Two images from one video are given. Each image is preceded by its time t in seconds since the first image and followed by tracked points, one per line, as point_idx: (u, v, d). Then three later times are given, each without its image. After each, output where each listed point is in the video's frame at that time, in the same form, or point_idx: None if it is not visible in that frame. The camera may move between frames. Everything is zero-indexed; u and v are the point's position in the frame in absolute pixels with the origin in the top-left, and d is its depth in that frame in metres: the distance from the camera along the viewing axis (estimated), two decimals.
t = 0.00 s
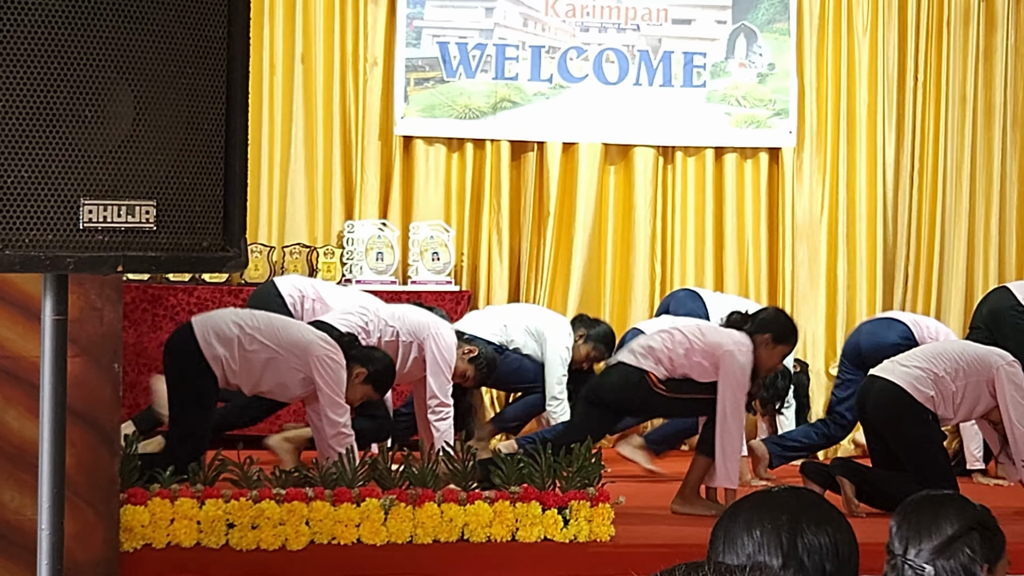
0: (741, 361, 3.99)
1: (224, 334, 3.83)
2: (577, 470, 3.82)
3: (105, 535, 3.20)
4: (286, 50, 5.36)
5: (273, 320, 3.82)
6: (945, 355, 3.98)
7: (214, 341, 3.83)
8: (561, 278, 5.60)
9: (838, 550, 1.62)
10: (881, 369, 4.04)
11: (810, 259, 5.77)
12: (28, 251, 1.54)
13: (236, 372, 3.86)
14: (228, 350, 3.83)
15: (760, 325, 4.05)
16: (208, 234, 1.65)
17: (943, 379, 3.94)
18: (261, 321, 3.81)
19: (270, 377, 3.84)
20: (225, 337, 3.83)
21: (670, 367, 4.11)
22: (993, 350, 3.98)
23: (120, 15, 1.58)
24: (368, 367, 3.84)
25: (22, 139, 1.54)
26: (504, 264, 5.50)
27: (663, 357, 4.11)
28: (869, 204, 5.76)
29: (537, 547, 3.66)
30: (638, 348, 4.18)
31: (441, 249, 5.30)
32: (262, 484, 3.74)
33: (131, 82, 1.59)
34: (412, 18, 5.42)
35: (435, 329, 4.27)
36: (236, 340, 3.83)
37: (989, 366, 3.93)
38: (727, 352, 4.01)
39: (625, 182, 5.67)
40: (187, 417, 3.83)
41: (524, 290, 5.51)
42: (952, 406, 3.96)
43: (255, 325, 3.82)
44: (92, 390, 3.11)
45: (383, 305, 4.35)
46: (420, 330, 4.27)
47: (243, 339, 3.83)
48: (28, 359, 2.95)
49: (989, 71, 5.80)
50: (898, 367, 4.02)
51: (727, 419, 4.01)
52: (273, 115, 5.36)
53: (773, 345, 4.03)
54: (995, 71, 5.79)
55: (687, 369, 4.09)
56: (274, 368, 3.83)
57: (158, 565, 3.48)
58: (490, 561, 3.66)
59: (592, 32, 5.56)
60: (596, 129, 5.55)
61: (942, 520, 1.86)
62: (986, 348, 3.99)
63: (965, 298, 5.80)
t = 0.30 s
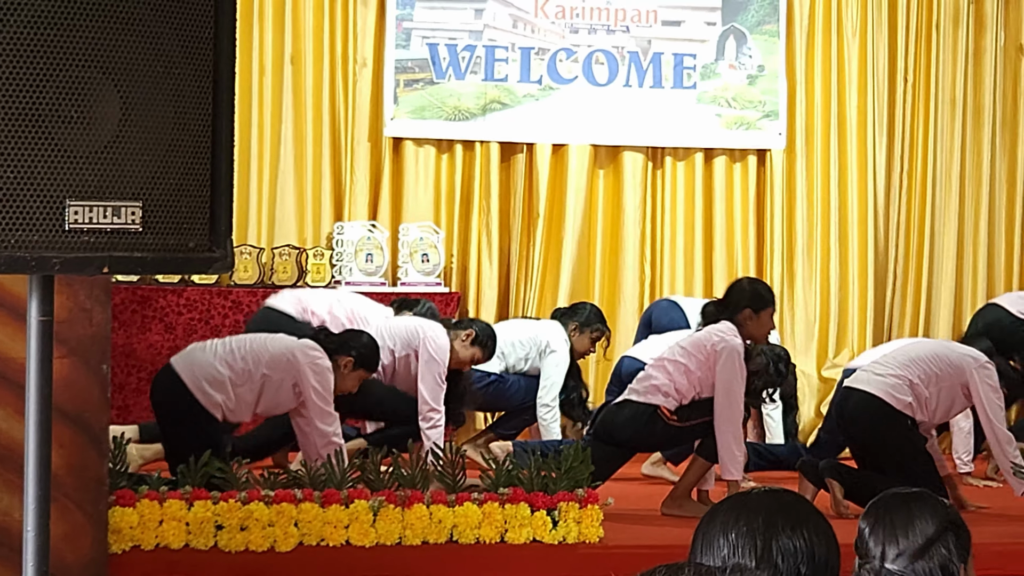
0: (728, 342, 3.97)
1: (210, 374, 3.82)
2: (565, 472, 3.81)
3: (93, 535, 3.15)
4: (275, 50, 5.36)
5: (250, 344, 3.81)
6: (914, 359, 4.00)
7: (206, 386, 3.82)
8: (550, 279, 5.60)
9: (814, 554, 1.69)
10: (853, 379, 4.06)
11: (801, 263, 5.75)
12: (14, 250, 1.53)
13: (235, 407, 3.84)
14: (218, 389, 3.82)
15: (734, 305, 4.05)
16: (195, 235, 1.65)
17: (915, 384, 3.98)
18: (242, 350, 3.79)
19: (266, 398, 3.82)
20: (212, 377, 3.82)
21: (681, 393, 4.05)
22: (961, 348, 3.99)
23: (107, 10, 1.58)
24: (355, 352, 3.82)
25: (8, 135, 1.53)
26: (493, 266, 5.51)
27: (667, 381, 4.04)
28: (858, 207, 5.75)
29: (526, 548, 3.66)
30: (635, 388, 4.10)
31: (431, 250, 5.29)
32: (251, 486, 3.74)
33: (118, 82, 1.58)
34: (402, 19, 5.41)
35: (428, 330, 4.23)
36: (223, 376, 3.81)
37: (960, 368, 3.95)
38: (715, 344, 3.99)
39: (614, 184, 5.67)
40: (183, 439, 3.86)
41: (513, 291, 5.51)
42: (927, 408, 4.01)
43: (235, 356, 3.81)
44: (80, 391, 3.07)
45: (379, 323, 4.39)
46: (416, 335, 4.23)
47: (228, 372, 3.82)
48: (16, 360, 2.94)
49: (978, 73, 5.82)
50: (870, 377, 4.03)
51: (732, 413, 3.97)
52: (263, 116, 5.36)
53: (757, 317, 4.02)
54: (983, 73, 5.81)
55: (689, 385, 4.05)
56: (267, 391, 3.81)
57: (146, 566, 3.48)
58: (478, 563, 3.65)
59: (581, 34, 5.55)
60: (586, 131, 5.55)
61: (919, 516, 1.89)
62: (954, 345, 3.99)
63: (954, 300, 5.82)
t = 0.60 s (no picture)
0: (689, 328, 3.87)
1: (183, 387, 3.80)
2: (550, 475, 3.82)
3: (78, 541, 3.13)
4: (259, 55, 5.36)
5: (218, 354, 3.78)
6: (890, 351, 3.98)
7: (181, 398, 3.81)
8: (535, 283, 5.59)
9: (797, 555, 1.67)
10: (835, 383, 4.07)
11: (785, 267, 5.76)
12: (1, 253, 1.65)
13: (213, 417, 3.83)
14: (193, 400, 3.81)
15: (687, 278, 3.92)
16: (177, 239, 1.79)
17: (896, 376, 3.97)
18: (212, 359, 3.77)
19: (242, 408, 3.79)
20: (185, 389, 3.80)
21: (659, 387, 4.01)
22: (940, 328, 3.93)
23: (95, 20, 1.69)
24: (325, 332, 3.75)
25: None
26: (478, 269, 5.50)
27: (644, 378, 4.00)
28: (842, 210, 5.75)
29: (509, 552, 3.65)
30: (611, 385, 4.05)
31: (415, 254, 5.35)
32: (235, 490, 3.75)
33: (104, 89, 1.69)
34: (385, 23, 5.41)
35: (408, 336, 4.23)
36: (195, 387, 3.80)
37: (937, 353, 3.92)
38: (677, 334, 3.90)
39: (598, 189, 5.66)
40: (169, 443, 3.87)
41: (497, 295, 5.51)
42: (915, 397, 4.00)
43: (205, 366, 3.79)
44: (64, 394, 3.04)
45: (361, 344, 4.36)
46: (397, 343, 4.22)
47: (201, 383, 3.80)
48: None
49: (961, 76, 5.83)
50: (848, 380, 4.04)
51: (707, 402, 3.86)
52: (246, 120, 5.37)
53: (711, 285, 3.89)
54: (965, 76, 5.82)
55: (665, 378, 4.00)
56: (240, 400, 3.78)
57: (130, 570, 3.48)
58: (461, 568, 3.65)
59: (565, 37, 5.55)
60: (570, 135, 5.54)
61: (906, 512, 2.15)
62: (929, 326, 3.95)
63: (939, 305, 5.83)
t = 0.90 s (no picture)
0: (619, 311, 3.78)
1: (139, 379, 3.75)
2: (528, 478, 3.80)
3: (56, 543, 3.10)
4: (238, 58, 5.36)
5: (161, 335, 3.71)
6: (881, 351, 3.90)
7: (148, 390, 3.75)
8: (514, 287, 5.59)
9: (773, 556, 1.61)
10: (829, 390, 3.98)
11: (763, 270, 5.75)
12: None
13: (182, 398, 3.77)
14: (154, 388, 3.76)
15: (621, 255, 3.86)
16: (155, 243, 1.98)
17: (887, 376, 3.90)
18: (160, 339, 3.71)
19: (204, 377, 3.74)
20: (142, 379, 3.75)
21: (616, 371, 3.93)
22: (921, 325, 3.87)
23: (76, 27, 1.89)
24: (250, 267, 3.75)
25: None
26: (457, 272, 5.50)
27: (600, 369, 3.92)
28: (821, 213, 5.74)
29: (488, 555, 3.66)
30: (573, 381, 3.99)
31: (394, 257, 5.41)
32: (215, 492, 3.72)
33: (85, 102, 1.89)
34: (365, 26, 5.41)
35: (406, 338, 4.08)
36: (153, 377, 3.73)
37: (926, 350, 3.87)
38: (609, 317, 3.81)
39: (578, 192, 5.65)
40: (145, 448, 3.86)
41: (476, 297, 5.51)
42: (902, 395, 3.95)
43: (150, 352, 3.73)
44: (43, 399, 2.98)
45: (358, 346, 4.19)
46: (396, 344, 4.06)
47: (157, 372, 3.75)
48: None
49: (940, 80, 5.83)
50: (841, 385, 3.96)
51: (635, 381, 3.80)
52: (226, 124, 5.37)
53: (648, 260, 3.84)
54: (944, 79, 5.82)
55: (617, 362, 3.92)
56: (203, 371, 3.72)
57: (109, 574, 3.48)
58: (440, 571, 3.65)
59: (544, 41, 5.54)
60: (549, 138, 5.54)
61: (893, 515, 2.04)
62: (911, 324, 3.88)
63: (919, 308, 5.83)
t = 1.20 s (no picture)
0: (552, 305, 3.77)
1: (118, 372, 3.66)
2: (502, 483, 3.80)
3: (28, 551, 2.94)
4: (212, 63, 5.35)
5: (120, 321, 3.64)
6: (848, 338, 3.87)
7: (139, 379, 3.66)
8: (489, 292, 5.58)
9: (744, 560, 1.43)
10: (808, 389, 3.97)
11: (736, 273, 5.74)
12: None
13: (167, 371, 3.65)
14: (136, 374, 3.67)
15: (552, 246, 3.85)
16: (126, 249, 1.89)
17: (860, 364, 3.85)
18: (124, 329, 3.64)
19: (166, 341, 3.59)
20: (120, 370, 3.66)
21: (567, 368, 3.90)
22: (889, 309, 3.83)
23: (40, 29, 1.82)
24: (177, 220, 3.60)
25: None
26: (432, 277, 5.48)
27: (548, 367, 3.87)
28: (794, 217, 5.73)
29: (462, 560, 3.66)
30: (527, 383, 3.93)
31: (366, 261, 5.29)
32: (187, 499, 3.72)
33: (52, 100, 1.83)
34: (339, 30, 5.41)
35: (374, 313, 3.94)
36: (124, 363, 3.63)
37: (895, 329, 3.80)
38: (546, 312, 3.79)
39: (552, 195, 5.65)
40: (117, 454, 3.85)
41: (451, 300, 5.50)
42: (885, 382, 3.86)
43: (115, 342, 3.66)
44: (16, 405, 2.88)
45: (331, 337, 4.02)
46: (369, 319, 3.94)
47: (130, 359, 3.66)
48: None
49: (913, 85, 5.83)
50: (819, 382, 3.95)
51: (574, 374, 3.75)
52: (199, 129, 5.36)
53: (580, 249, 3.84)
54: (918, 82, 5.82)
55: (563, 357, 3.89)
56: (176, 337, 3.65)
57: None
58: None
59: (518, 45, 5.54)
60: (522, 142, 5.54)
61: (868, 517, 1.76)
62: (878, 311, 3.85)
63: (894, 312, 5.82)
